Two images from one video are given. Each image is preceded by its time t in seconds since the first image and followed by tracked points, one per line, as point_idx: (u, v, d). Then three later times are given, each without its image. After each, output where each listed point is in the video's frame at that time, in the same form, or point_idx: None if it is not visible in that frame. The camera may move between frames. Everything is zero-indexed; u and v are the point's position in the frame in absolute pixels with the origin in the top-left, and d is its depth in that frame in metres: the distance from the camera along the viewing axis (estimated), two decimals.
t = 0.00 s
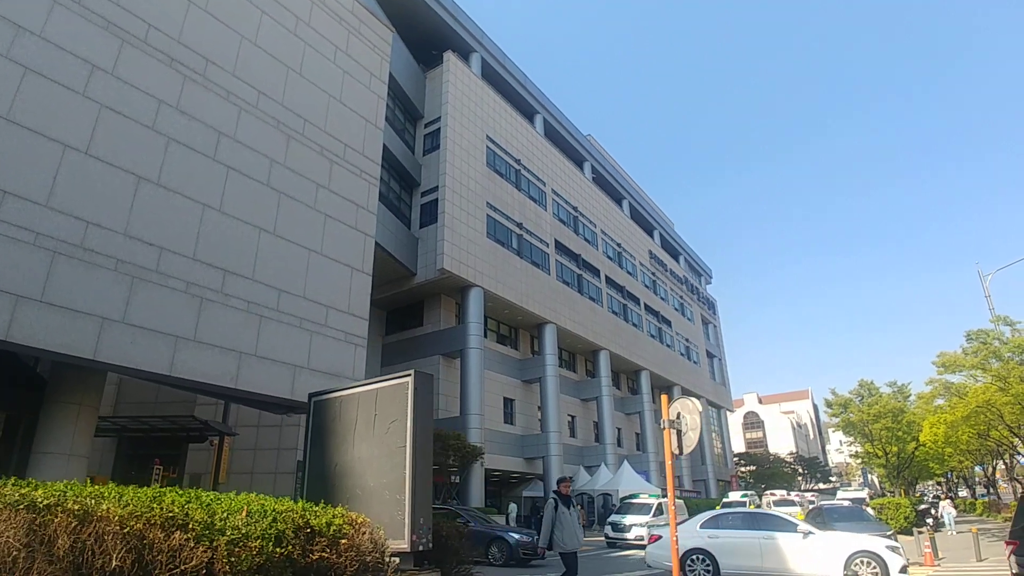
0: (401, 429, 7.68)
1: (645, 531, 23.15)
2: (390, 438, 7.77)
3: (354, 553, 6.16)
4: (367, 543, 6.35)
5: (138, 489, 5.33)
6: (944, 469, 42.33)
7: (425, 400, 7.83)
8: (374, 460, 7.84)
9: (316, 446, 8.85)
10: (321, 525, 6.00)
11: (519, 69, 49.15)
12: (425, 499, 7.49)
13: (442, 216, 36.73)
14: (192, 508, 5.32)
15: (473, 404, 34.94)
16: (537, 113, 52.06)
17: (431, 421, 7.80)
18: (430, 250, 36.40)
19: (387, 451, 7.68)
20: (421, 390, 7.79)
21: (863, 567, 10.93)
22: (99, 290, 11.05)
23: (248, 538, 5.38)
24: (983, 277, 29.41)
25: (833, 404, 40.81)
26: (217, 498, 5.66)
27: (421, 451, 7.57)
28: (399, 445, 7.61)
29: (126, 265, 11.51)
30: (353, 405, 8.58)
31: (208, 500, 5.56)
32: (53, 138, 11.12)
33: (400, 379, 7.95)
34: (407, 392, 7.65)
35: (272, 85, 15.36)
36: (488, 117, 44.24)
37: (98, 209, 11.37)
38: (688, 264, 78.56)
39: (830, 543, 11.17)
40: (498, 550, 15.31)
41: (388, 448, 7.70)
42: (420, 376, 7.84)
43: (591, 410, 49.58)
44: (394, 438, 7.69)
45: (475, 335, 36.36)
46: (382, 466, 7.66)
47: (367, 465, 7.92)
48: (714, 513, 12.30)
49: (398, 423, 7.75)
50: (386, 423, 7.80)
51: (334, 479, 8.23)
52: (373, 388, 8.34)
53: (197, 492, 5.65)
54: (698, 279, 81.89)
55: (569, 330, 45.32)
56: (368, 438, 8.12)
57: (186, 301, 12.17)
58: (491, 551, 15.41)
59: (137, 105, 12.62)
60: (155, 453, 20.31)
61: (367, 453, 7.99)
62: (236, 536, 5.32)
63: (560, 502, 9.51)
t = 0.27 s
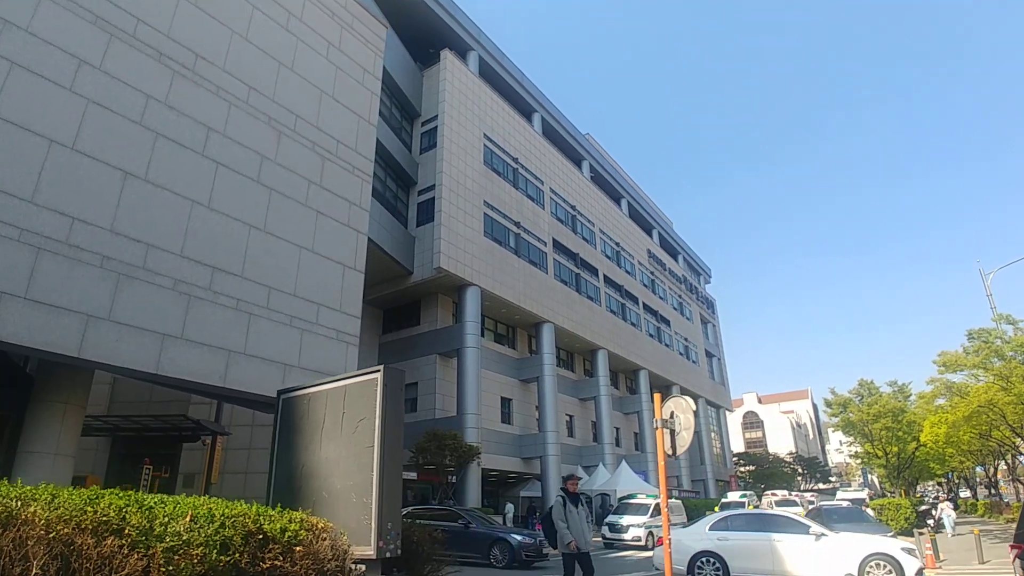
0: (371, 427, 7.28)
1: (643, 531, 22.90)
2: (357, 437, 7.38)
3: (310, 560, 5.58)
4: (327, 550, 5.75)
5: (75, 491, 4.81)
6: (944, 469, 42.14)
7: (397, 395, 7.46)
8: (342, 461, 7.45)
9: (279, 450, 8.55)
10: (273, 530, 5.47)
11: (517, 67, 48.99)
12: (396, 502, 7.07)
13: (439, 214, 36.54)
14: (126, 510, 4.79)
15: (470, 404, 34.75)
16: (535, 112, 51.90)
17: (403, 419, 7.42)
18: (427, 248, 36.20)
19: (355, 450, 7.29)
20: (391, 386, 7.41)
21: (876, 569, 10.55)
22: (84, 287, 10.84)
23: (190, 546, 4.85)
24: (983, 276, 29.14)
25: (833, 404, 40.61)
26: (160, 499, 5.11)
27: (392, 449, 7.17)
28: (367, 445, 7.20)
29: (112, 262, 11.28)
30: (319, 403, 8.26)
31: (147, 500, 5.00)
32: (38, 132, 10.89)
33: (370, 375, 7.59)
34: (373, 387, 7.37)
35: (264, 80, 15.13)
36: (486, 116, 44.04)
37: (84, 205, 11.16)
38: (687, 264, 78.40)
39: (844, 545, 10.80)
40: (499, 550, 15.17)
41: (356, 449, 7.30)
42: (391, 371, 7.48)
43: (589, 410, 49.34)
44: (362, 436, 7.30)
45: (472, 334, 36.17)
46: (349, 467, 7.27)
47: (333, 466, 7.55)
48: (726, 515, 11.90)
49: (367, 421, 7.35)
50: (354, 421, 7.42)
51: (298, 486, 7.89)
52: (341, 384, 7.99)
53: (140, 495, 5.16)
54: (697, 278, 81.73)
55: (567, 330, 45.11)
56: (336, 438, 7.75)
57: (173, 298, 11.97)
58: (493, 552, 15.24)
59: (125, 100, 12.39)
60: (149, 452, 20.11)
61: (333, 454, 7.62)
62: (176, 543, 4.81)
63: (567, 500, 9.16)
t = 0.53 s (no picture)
0: (341, 418, 6.46)
1: (640, 531, 22.68)
2: (326, 429, 6.56)
3: (266, 561, 4.90)
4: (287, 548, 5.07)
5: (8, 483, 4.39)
6: (944, 469, 41.93)
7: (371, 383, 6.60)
8: (310, 455, 6.64)
9: (248, 443, 7.75)
10: (226, 527, 4.83)
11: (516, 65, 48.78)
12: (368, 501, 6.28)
13: (436, 212, 36.33)
14: (61, 501, 4.35)
15: (467, 403, 34.52)
16: (534, 110, 51.67)
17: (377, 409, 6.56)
18: (425, 246, 35.98)
19: (324, 444, 6.48)
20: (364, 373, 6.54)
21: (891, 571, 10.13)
22: (70, 281, 10.60)
23: (128, 542, 4.31)
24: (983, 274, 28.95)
25: (832, 403, 40.38)
26: (104, 492, 4.65)
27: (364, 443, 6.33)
28: (336, 438, 6.38)
29: (98, 255, 11.04)
30: (290, 392, 7.44)
31: (88, 492, 4.54)
32: (23, 124, 10.65)
33: (341, 361, 6.73)
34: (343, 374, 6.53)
35: (256, 73, 14.91)
36: (484, 114, 43.81)
37: (70, 197, 10.93)
38: (686, 263, 78.26)
39: (859, 543, 10.34)
40: (502, 550, 14.85)
41: (325, 442, 6.48)
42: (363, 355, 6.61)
43: (588, 409, 49.13)
44: (331, 428, 6.46)
45: (470, 333, 35.94)
46: (317, 462, 6.48)
47: (300, 460, 6.75)
48: (735, 514, 11.45)
49: (337, 412, 6.51)
50: (323, 411, 6.59)
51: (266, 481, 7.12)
52: (311, 371, 7.14)
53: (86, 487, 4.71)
54: (697, 278, 81.61)
55: (566, 329, 44.91)
56: (304, 429, 6.94)
57: (161, 293, 11.74)
58: (496, 552, 14.93)
59: (113, 92, 12.15)
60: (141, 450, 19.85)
61: (302, 447, 6.81)
62: (111, 539, 4.28)
63: (579, 501, 8.77)
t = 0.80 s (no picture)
0: (307, 416, 6.20)
1: (638, 533, 22.43)
2: (291, 427, 6.29)
3: (215, 570, 4.68)
4: (241, 556, 4.85)
5: None
6: (942, 470, 41.72)
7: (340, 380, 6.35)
8: (274, 455, 6.37)
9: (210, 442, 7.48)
10: (172, 535, 4.59)
11: (514, 64, 48.61)
12: (335, 503, 6.02)
13: (434, 211, 36.13)
14: None
15: (464, 403, 34.31)
16: (532, 110, 51.50)
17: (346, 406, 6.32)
18: (421, 245, 35.78)
19: (289, 443, 6.20)
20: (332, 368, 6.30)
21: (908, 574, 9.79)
22: (53, 276, 10.34)
23: (56, 550, 3.96)
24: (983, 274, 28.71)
25: (831, 403, 40.16)
26: (33, 495, 4.23)
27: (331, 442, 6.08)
28: (302, 436, 6.11)
29: (82, 250, 10.78)
30: (254, 388, 7.17)
31: (15, 493, 4.11)
32: (5, 116, 10.39)
33: (309, 356, 6.47)
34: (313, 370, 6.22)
35: (247, 68, 14.67)
36: (481, 112, 43.62)
37: (54, 192, 10.67)
38: (685, 264, 78.07)
39: (874, 546, 10.04)
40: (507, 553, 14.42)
41: (289, 441, 6.21)
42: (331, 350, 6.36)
43: (586, 410, 48.89)
44: (297, 426, 6.19)
45: (467, 333, 35.74)
46: (282, 463, 6.21)
47: (264, 460, 6.48)
48: (745, 517, 11.14)
49: (304, 409, 6.26)
50: (288, 409, 6.32)
51: (229, 482, 6.84)
52: (277, 367, 6.88)
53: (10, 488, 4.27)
54: (696, 278, 81.42)
55: (563, 329, 44.69)
56: (269, 428, 6.65)
57: (148, 290, 11.50)
58: (502, 555, 14.52)
59: (100, 85, 11.90)
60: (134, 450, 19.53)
61: (265, 446, 6.54)
62: (40, 546, 3.89)
63: (588, 501, 8.54)
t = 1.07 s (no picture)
0: (262, 414, 5.98)
1: (633, 536, 22.17)
2: (248, 426, 6.08)
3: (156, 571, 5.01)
4: (179, 560, 5.18)
5: None
6: (941, 474, 41.53)
7: (300, 375, 6.11)
8: (229, 456, 6.20)
9: (173, 439, 7.33)
10: (103, 542, 4.75)
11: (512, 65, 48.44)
12: (293, 504, 5.80)
13: (430, 212, 35.92)
14: None
15: (460, 404, 34.06)
16: (530, 110, 51.33)
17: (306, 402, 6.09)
18: (417, 246, 35.56)
19: (244, 443, 6.00)
20: (292, 363, 6.05)
21: None
22: (34, 273, 10.02)
23: None
24: (981, 275, 28.53)
25: (829, 406, 39.97)
26: None
27: (290, 441, 5.86)
28: (257, 437, 5.88)
29: (65, 247, 10.48)
30: (214, 383, 7.00)
31: None
32: None
33: (267, 350, 6.24)
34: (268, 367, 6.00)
35: (238, 63, 14.40)
36: (478, 112, 43.42)
37: (36, 187, 10.37)
38: (682, 266, 77.94)
39: (896, 548, 9.57)
40: (512, 558, 13.82)
41: (245, 442, 5.99)
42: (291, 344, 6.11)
43: (583, 412, 48.65)
44: (253, 426, 5.98)
45: (463, 334, 35.51)
46: (238, 464, 6.02)
47: (221, 459, 6.31)
48: (760, 520, 10.46)
49: (260, 406, 6.03)
50: (244, 407, 6.11)
51: (189, 481, 6.69)
52: (237, 362, 6.69)
53: None
54: (693, 280, 81.28)
55: (560, 330, 44.46)
56: (226, 425, 6.49)
57: (133, 288, 11.19)
58: (507, 560, 13.91)
59: (86, 79, 11.58)
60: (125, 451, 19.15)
61: (223, 446, 6.36)
62: None
63: (593, 509, 7.05)
